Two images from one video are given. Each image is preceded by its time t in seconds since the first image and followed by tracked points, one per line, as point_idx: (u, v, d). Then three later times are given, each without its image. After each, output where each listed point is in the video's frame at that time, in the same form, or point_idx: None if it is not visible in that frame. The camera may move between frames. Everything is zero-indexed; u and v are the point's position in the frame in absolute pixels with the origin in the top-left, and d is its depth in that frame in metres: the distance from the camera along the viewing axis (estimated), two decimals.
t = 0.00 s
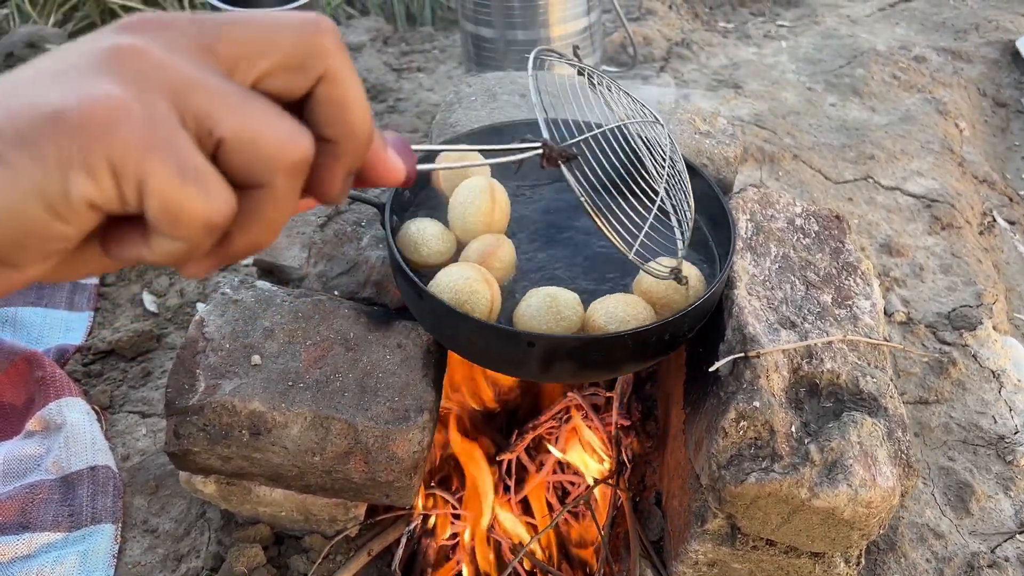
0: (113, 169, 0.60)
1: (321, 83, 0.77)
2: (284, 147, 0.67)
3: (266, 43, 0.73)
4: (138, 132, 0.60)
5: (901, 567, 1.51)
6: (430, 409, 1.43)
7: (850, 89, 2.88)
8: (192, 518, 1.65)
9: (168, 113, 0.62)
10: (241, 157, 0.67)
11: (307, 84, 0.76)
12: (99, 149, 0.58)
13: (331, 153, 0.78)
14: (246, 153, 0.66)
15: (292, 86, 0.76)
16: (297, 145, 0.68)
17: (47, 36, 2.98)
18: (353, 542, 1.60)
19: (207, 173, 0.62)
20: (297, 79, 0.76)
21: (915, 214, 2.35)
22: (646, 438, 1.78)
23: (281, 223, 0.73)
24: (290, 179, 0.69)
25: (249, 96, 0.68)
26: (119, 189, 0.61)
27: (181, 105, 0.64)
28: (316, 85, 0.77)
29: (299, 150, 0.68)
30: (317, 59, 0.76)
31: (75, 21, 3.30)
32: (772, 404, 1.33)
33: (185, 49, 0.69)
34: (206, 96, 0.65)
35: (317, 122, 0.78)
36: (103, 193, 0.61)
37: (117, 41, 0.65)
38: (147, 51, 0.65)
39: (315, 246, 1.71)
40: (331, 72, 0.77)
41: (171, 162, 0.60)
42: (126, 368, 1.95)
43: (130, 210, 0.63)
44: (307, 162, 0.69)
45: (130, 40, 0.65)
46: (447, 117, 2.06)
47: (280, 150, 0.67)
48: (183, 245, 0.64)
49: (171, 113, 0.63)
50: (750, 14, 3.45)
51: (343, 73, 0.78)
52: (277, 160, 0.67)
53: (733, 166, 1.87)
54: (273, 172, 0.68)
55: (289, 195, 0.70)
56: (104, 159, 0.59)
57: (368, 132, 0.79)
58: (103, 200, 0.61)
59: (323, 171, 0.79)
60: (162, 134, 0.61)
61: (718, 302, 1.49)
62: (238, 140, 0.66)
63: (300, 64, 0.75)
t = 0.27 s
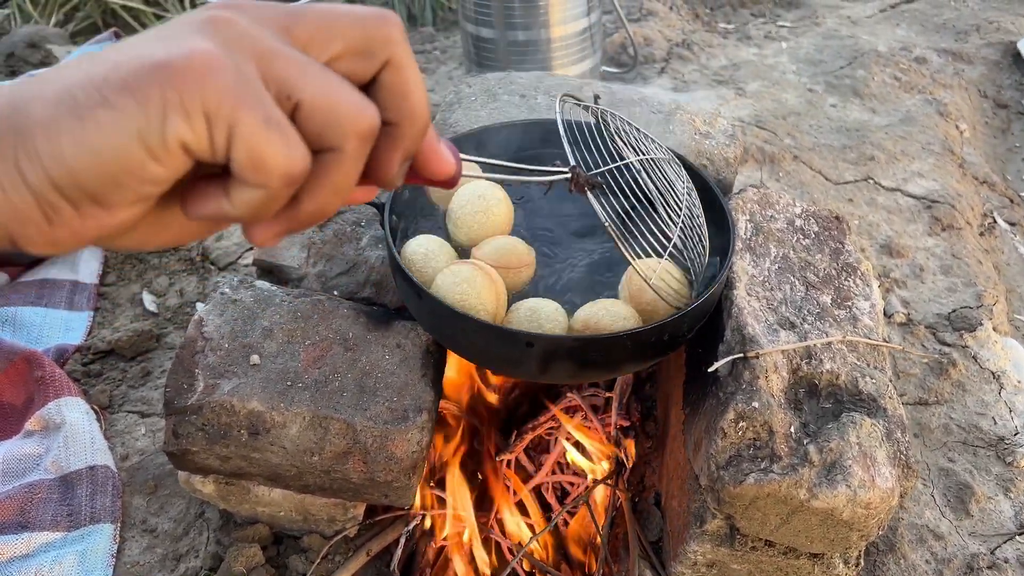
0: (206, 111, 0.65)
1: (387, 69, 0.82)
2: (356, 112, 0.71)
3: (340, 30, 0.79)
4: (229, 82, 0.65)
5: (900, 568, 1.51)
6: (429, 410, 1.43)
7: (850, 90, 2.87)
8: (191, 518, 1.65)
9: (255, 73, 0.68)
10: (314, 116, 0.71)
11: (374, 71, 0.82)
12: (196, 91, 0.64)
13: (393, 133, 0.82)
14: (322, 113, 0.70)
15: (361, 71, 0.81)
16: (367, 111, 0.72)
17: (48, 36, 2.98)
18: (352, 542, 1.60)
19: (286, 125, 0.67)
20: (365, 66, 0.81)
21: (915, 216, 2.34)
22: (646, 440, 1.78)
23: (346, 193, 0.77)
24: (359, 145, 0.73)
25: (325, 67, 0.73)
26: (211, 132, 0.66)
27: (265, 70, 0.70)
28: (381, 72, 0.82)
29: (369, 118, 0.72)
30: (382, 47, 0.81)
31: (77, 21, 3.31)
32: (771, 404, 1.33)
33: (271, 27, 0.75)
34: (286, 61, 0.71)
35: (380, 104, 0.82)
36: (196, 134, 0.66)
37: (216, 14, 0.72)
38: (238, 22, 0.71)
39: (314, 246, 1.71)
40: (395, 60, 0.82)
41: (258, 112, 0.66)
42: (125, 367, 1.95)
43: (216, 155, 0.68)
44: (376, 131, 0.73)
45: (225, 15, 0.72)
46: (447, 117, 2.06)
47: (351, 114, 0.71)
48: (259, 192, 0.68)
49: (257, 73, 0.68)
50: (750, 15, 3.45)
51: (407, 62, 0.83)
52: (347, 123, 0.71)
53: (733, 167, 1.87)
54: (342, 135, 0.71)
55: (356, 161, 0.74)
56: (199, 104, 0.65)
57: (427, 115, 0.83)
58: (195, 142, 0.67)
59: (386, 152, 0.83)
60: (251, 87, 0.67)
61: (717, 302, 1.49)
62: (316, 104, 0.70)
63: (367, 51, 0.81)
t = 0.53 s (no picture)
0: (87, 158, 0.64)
1: (300, 128, 0.79)
2: (235, 181, 0.71)
3: (259, 76, 0.77)
4: (115, 134, 0.64)
5: (900, 569, 1.51)
6: (429, 410, 1.43)
7: (851, 90, 2.87)
8: (191, 519, 1.65)
9: (149, 122, 0.66)
10: (196, 176, 0.70)
11: (286, 125, 0.79)
12: (82, 136, 0.63)
13: (283, 187, 0.82)
14: (204, 175, 0.70)
15: (272, 121, 0.79)
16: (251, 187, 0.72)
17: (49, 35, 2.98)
18: (351, 543, 1.60)
19: (164, 186, 0.68)
20: (280, 117, 0.79)
21: (916, 216, 2.34)
22: (646, 440, 1.78)
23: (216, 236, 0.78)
24: (229, 209, 0.73)
25: (227, 127, 0.71)
26: (85, 175, 0.66)
27: (162, 116, 0.68)
28: (295, 129, 0.80)
29: (250, 189, 0.72)
30: (304, 107, 0.79)
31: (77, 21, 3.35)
32: (771, 405, 1.33)
33: (189, 58, 0.72)
34: (186, 111, 0.69)
35: (284, 156, 0.81)
36: (69, 172, 0.65)
37: (134, 33, 0.68)
38: (156, 54, 0.68)
39: (314, 246, 1.71)
40: (313, 123, 0.79)
41: (137, 168, 0.66)
42: (125, 367, 1.96)
43: (87, 192, 0.68)
44: (252, 201, 0.73)
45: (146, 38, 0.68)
46: (448, 118, 2.06)
47: (230, 183, 0.71)
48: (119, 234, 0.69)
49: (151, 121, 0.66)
50: (751, 16, 3.45)
51: (324, 126, 0.80)
52: (225, 191, 0.71)
53: (734, 167, 1.87)
54: (216, 200, 0.72)
55: (224, 220, 0.75)
56: (83, 147, 0.63)
57: (328, 180, 0.82)
58: (67, 177, 0.66)
59: (271, 203, 0.82)
60: (136, 138, 0.65)
61: (718, 303, 1.49)
62: (202, 161, 0.69)
63: (285, 107, 0.78)
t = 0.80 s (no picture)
0: None
1: (185, 42, 0.83)
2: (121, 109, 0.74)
3: None
4: None
5: (904, 570, 1.50)
6: (433, 410, 1.42)
7: (854, 91, 2.87)
8: (194, 519, 1.64)
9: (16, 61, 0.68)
10: (76, 108, 0.73)
11: (170, 40, 0.83)
12: None
13: (184, 105, 0.87)
14: (84, 106, 0.73)
15: (154, 37, 0.83)
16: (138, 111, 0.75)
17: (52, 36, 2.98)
18: (355, 543, 1.60)
19: (39, 124, 0.71)
20: (160, 33, 0.83)
21: (919, 216, 2.34)
22: (649, 441, 1.78)
23: (111, 166, 0.82)
24: (118, 138, 0.77)
25: (100, 48, 0.73)
26: None
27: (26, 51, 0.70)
28: (178, 44, 0.84)
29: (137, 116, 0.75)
30: (186, 21, 0.83)
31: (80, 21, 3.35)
32: (776, 405, 1.33)
33: None
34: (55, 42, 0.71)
35: (177, 75, 0.85)
36: None
37: None
38: None
39: (317, 246, 1.70)
40: (197, 35, 0.83)
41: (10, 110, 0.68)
42: (129, 368, 1.95)
43: None
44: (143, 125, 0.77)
45: None
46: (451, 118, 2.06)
47: (116, 112, 0.74)
48: (3, 178, 0.73)
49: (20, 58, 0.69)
50: (754, 16, 3.45)
51: (211, 36, 0.84)
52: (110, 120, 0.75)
53: (737, 167, 1.86)
54: (101, 130, 0.75)
55: (115, 149, 0.78)
56: None
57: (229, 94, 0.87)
58: None
59: (175, 121, 0.88)
60: None
61: (722, 303, 1.48)
62: (77, 92, 0.72)
63: (165, 21, 0.82)
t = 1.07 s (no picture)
0: None
1: (117, 25, 0.82)
2: (56, 89, 0.75)
3: None
4: None
5: (905, 571, 1.50)
6: (432, 411, 1.42)
7: (854, 92, 2.87)
8: (193, 520, 1.64)
9: None
10: (12, 91, 0.73)
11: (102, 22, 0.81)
12: None
13: (117, 88, 0.86)
14: (20, 90, 0.73)
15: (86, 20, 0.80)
16: (70, 94, 0.76)
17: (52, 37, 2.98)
18: (355, 544, 1.60)
19: None
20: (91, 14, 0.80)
21: (919, 217, 2.34)
22: (649, 442, 1.77)
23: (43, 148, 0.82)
24: (51, 121, 0.78)
25: (36, 33, 0.73)
26: None
27: None
28: (110, 24, 0.81)
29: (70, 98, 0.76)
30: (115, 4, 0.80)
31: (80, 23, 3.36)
32: (775, 406, 1.33)
33: None
34: None
35: (108, 57, 0.84)
36: None
37: None
38: None
39: (317, 247, 1.70)
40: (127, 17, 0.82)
41: None
42: (128, 369, 1.95)
43: None
44: (74, 107, 0.78)
45: None
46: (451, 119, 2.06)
47: (51, 94, 0.75)
48: None
49: None
50: (753, 17, 3.45)
51: (141, 19, 0.83)
52: (46, 100, 0.75)
53: (737, 168, 1.86)
54: (37, 112, 0.76)
55: (50, 132, 0.79)
56: None
57: (159, 77, 0.87)
58: None
59: (108, 101, 0.87)
60: None
61: (721, 303, 1.48)
62: (14, 76, 0.72)
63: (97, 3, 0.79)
